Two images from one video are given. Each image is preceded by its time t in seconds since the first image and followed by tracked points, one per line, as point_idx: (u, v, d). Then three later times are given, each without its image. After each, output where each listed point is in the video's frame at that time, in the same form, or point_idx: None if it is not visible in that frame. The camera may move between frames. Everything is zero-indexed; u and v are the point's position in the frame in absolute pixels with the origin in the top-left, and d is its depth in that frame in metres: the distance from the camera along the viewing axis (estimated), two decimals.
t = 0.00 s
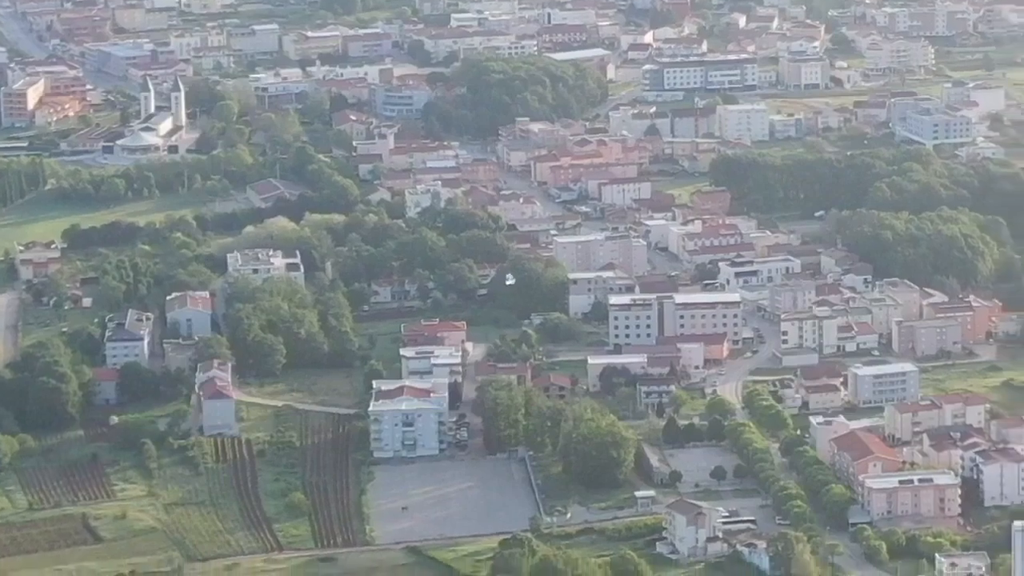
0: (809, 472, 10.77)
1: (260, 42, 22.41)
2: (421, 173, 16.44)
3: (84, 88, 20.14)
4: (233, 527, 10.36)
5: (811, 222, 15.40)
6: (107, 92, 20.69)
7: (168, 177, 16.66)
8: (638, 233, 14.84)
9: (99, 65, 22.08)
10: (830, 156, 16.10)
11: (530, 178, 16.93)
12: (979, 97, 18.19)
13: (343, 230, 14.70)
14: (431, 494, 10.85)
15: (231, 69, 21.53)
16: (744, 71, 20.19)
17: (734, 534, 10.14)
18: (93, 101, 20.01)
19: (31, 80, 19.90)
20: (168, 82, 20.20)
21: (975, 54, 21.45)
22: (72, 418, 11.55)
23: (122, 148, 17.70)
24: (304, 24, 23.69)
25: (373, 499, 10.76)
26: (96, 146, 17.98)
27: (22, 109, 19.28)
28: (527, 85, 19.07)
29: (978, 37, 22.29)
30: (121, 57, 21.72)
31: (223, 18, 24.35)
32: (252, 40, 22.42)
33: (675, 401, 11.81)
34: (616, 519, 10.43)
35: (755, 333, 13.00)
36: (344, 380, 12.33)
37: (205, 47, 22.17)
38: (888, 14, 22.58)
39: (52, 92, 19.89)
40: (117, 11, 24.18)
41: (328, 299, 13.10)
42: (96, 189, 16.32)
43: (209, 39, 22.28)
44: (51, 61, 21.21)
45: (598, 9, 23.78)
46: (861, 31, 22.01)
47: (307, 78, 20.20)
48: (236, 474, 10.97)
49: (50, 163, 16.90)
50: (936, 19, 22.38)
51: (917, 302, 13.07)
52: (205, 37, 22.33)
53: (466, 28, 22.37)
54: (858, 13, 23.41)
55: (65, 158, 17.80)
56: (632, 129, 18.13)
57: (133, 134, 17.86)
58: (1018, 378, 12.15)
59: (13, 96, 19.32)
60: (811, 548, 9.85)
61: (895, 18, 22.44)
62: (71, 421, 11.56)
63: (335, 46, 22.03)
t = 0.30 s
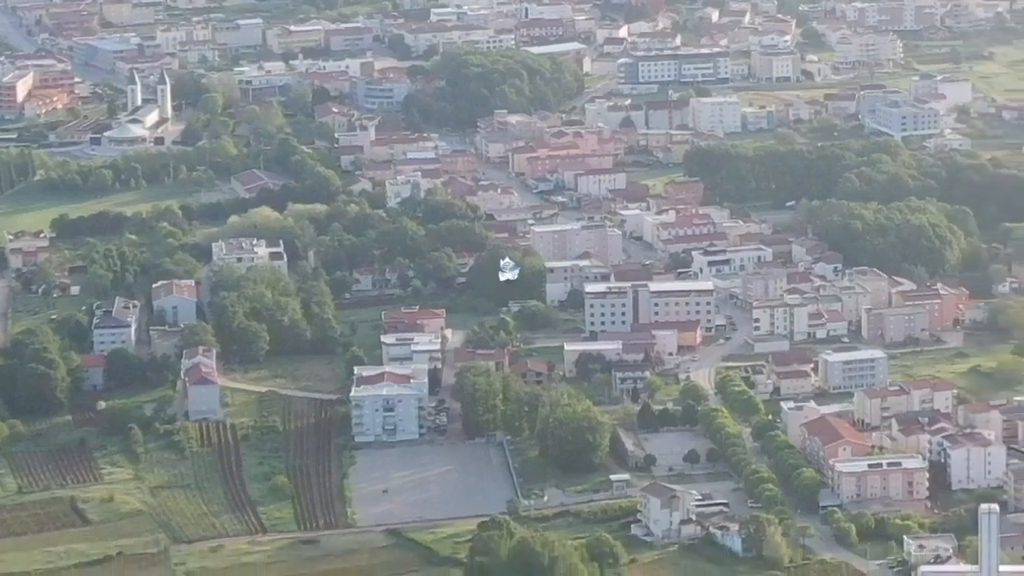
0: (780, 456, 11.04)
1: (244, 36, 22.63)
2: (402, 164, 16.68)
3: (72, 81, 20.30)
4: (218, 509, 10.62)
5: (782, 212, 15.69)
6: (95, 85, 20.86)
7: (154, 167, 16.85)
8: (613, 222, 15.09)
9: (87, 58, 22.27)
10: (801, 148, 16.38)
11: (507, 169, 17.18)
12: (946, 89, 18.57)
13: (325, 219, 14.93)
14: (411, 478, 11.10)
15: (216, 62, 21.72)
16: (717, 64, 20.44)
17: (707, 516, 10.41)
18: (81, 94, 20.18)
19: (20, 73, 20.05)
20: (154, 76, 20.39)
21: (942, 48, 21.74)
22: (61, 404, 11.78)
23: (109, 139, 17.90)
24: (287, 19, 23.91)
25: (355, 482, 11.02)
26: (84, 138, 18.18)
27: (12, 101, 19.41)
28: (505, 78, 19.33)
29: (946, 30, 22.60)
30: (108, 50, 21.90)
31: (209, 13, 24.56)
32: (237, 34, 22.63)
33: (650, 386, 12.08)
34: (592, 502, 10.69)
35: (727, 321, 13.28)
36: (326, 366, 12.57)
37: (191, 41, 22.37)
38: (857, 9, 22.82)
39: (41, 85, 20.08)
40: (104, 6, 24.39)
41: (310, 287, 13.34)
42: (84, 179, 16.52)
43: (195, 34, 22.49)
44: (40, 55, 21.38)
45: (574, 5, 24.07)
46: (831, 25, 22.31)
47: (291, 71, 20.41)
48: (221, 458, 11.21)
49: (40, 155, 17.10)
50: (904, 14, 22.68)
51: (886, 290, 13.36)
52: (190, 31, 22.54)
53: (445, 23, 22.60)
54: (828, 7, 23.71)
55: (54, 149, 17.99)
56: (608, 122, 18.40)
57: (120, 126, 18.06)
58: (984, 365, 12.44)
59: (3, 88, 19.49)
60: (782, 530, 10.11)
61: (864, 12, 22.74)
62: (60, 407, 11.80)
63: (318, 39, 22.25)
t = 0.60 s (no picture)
0: (751, 440, 11.33)
1: (228, 30, 22.86)
2: (382, 155, 16.94)
3: (60, 74, 20.49)
4: (202, 492, 10.88)
5: (754, 202, 15.98)
6: (82, 77, 21.07)
7: (140, 157, 17.08)
8: (589, 212, 15.37)
9: (75, 52, 22.47)
10: (773, 139, 16.67)
11: (485, 160, 17.44)
12: (914, 83, 18.86)
13: (307, 209, 15.18)
14: (391, 461, 11.36)
15: (201, 55, 21.94)
16: (690, 57, 20.71)
17: (680, 499, 10.71)
18: (69, 87, 20.37)
19: (9, 66, 20.24)
20: (140, 68, 20.60)
21: (910, 42, 22.03)
22: (49, 389, 12.02)
23: (97, 131, 18.11)
24: (270, 12, 24.13)
25: (336, 464, 11.28)
26: (71, 129, 18.38)
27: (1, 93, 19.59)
28: (483, 71, 19.58)
29: (913, 24, 22.91)
30: (95, 44, 22.11)
31: (194, 8, 24.77)
32: (221, 28, 22.84)
33: (624, 371, 12.36)
34: (568, 485, 10.97)
35: (700, 308, 13.57)
36: (308, 352, 12.82)
37: (176, 35, 22.58)
38: (827, 2, 23.16)
39: (30, 78, 20.29)
40: None
41: (292, 275, 13.59)
42: (71, 169, 16.74)
43: (180, 28, 22.70)
44: (28, 49, 21.58)
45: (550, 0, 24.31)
46: (801, 20, 22.59)
47: (274, 64, 20.64)
48: (205, 442, 11.47)
49: (28, 146, 17.31)
50: (872, 8, 22.99)
51: (855, 277, 13.66)
52: (176, 25, 22.75)
53: (425, 17, 22.84)
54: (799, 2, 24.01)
55: (42, 141, 18.20)
56: (583, 114, 18.66)
57: (107, 118, 18.27)
58: (950, 351, 12.75)
59: None
60: (753, 512, 10.40)
61: (835, 7, 23.04)
62: (49, 392, 12.04)
63: (300, 33, 22.49)
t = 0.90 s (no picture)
0: (723, 424, 11.63)
1: (212, 24, 23.05)
2: (362, 146, 17.20)
3: (48, 67, 20.71)
4: (186, 475, 11.16)
5: (725, 192, 16.29)
6: (69, 70, 21.29)
7: (127, 148, 17.31)
8: (564, 202, 15.65)
9: (62, 45, 22.69)
10: (743, 130, 16.98)
11: (463, 151, 17.71)
12: (881, 76, 19.17)
13: (290, 199, 15.44)
14: (371, 444, 11.64)
15: (186, 48, 22.16)
16: (662, 51, 20.97)
17: (653, 482, 11.01)
18: (56, 80, 20.60)
19: None
20: (126, 61, 20.83)
21: (878, 35, 22.34)
22: (38, 374, 12.28)
23: (84, 123, 18.32)
24: (253, 7, 24.35)
25: (317, 448, 11.56)
26: (59, 121, 18.60)
27: None
28: (461, 64, 19.84)
29: (880, 18, 23.23)
30: (83, 38, 22.34)
31: (178, 2, 24.99)
32: (205, 22, 23.04)
33: (599, 357, 12.66)
34: (544, 468, 11.26)
35: (673, 295, 13.87)
36: (290, 338, 13.08)
37: (161, 29, 22.81)
38: None
39: (19, 70, 20.50)
40: None
41: (275, 263, 13.85)
42: (59, 160, 16.97)
43: (166, 22, 22.93)
44: (16, 43, 21.80)
45: None
46: (771, 14, 22.90)
47: (257, 57, 20.88)
48: (190, 426, 11.74)
49: (16, 137, 17.53)
50: (841, 2, 23.28)
51: (824, 265, 13.98)
52: (161, 20, 22.97)
53: (404, 11, 23.09)
54: None
55: (31, 133, 18.43)
56: (558, 106, 18.96)
57: (94, 110, 18.48)
58: (917, 338, 13.08)
59: None
60: (724, 494, 10.70)
61: (804, 1, 23.36)
62: (37, 377, 12.30)
63: (282, 27, 22.74)
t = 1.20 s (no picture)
0: (694, 408, 11.95)
1: (196, 18, 23.28)
2: (343, 137, 17.47)
3: (36, 61, 20.95)
4: (171, 457, 11.45)
5: (696, 181, 16.60)
6: (57, 63, 21.53)
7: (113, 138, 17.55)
8: (539, 190, 15.95)
9: (50, 38, 22.93)
10: (714, 121, 17.29)
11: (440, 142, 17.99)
12: (849, 68, 19.46)
13: (272, 188, 15.71)
14: (351, 428, 11.93)
15: (171, 41, 22.40)
16: (635, 44, 21.26)
17: (626, 464, 11.32)
18: (44, 73, 20.84)
19: None
20: (112, 54, 21.07)
21: (846, 29, 22.66)
22: (26, 359, 12.55)
23: (71, 115, 18.53)
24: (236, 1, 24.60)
25: (299, 431, 11.84)
26: (47, 113, 18.82)
27: None
28: (439, 57, 20.11)
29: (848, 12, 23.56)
30: (70, 31, 22.59)
31: None
32: (189, 17, 23.28)
33: (573, 343, 12.97)
34: (520, 451, 11.57)
35: (645, 282, 14.18)
36: (272, 324, 13.36)
37: (147, 22, 23.05)
38: None
39: (7, 63, 20.74)
40: None
41: (258, 251, 14.12)
42: (47, 150, 17.21)
43: (151, 16, 23.18)
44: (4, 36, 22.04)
45: None
46: (742, 9, 23.22)
47: (240, 50, 21.15)
48: (175, 409, 12.02)
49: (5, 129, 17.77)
50: None
51: (792, 253, 14.31)
52: (146, 14, 23.20)
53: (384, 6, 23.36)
54: None
55: (19, 124, 18.66)
56: (533, 98, 19.27)
57: (81, 102, 18.70)
58: (883, 324, 13.42)
59: None
60: (695, 476, 11.02)
61: None
62: (25, 362, 12.57)
63: (265, 21, 23.02)
